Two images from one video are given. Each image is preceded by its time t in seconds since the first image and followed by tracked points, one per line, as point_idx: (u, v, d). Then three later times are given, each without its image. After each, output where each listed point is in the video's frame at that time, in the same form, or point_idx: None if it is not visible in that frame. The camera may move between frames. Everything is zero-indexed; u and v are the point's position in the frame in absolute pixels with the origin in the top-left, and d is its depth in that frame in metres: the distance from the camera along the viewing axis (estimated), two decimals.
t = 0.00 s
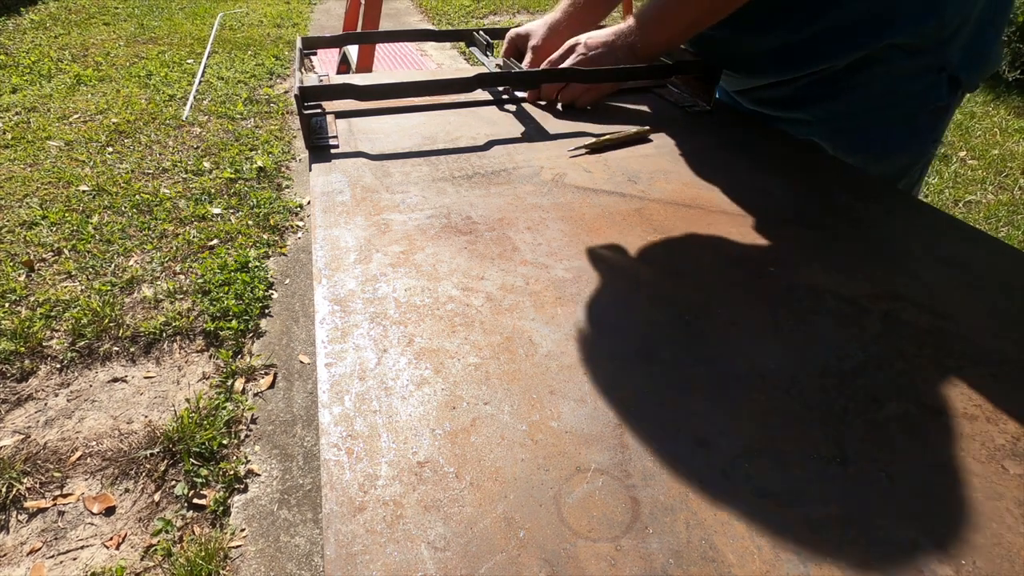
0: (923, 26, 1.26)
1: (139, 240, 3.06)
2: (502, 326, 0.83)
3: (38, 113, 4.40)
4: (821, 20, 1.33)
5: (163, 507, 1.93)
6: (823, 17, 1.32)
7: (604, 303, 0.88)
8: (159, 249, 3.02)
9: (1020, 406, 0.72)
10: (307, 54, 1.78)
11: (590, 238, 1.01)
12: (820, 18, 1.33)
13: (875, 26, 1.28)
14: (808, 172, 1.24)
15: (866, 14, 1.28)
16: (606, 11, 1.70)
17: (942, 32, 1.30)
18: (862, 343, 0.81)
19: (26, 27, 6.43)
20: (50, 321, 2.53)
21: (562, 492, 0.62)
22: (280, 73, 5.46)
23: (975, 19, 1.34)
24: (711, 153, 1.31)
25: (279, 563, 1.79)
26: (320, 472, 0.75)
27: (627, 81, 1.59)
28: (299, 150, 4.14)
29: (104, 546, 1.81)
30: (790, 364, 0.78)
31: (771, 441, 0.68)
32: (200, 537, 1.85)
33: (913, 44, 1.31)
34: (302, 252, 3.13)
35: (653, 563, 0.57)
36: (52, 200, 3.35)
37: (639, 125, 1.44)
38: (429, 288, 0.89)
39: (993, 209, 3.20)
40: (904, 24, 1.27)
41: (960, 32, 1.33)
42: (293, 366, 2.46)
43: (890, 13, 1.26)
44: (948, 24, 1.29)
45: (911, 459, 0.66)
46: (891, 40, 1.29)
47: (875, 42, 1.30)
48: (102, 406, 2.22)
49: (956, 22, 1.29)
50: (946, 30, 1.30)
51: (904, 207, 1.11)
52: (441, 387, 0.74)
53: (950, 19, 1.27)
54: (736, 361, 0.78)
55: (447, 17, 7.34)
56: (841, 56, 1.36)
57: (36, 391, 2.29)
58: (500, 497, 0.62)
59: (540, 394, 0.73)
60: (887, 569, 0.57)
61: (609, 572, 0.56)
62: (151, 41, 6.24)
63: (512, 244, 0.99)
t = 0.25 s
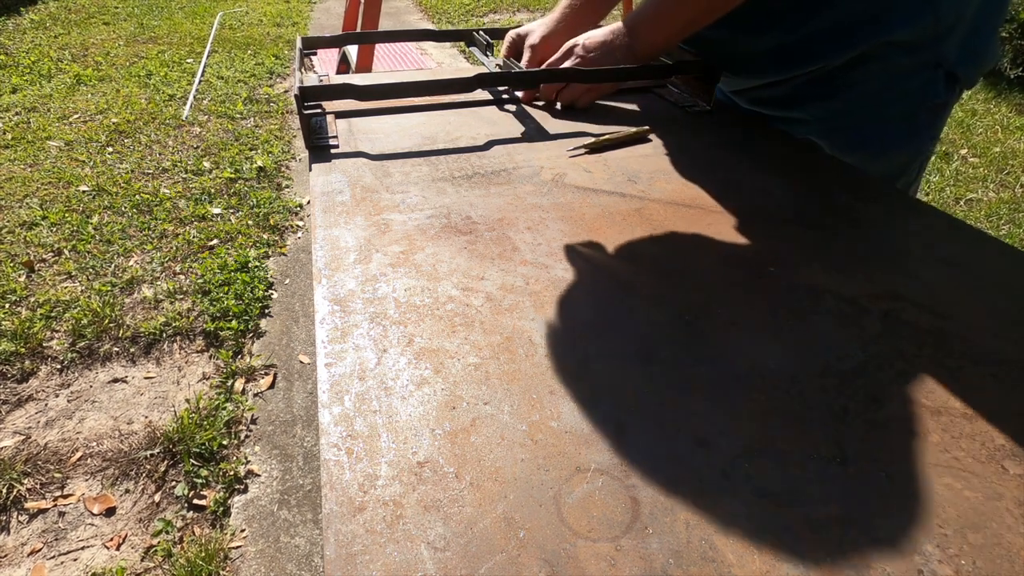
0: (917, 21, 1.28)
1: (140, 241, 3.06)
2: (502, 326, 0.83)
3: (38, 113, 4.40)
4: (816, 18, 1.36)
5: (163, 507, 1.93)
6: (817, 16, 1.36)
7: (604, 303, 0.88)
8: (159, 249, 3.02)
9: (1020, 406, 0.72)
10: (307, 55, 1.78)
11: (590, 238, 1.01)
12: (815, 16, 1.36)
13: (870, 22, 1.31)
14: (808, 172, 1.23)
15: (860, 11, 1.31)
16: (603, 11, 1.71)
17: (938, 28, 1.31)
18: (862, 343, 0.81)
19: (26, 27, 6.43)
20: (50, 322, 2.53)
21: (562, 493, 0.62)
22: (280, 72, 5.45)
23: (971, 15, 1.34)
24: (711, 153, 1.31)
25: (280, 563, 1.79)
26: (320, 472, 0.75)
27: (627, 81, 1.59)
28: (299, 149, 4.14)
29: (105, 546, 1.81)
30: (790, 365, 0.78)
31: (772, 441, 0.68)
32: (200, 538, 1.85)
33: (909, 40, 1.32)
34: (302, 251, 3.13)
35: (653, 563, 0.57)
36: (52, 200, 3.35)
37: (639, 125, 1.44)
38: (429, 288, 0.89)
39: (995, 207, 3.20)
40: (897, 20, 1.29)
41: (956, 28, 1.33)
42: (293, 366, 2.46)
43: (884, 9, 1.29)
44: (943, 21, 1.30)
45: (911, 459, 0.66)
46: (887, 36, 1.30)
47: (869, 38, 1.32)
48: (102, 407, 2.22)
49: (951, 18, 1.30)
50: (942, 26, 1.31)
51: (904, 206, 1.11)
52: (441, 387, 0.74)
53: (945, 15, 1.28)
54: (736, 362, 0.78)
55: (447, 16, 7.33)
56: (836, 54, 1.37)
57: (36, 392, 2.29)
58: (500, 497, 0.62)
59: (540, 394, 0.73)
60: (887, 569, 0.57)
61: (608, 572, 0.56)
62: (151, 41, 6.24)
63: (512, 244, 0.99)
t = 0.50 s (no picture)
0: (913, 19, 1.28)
1: (140, 241, 3.06)
2: (502, 326, 0.83)
3: (39, 114, 4.40)
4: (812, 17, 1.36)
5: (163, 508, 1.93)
6: (813, 14, 1.36)
7: (604, 303, 0.88)
8: (159, 249, 3.02)
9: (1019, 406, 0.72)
10: (307, 55, 1.78)
11: (590, 238, 1.01)
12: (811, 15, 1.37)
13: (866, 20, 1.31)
14: (808, 173, 1.24)
15: (857, 9, 1.31)
16: (599, 12, 1.71)
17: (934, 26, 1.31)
18: (862, 343, 0.81)
19: (26, 27, 6.43)
20: (50, 323, 2.53)
21: (562, 493, 0.62)
22: (280, 72, 5.45)
23: (967, 13, 1.35)
24: (710, 153, 1.31)
25: (280, 564, 1.79)
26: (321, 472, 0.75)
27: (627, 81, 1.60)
28: (299, 148, 4.14)
29: (105, 548, 1.80)
30: (791, 364, 0.78)
31: (772, 441, 0.68)
32: (200, 539, 1.85)
33: (906, 39, 1.32)
34: (303, 251, 3.13)
35: (653, 563, 0.57)
36: (53, 201, 3.35)
37: (639, 125, 1.44)
38: (429, 288, 0.89)
39: (996, 204, 3.20)
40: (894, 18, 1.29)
41: (951, 27, 1.35)
42: (293, 366, 2.46)
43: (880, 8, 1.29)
44: (939, 19, 1.31)
45: (912, 459, 0.66)
46: (884, 34, 1.31)
47: (866, 36, 1.32)
48: (102, 408, 2.22)
49: (947, 16, 1.31)
50: (937, 24, 1.32)
51: (902, 206, 1.11)
52: (441, 387, 0.74)
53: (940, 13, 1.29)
54: (736, 361, 0.78)
55: (448, 14, 7.33)
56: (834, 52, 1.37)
57: (37, 392, 2.29)
58: (499, 497, 0.62)
59: (539, 394, 0.73)
60: (887, 570, 0.57)
61: (608, 572, 0.56)
62: (150, 41, 6.23)
63: (512, 244, 0.99)
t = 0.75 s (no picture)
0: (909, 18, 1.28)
1: (140, 241, 3.06)
2: (502, 326, 0.83)
3: (39, 113, 4.41)
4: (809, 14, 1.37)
5: (163, 508, 1.93)
6: (810, 12, 1.37)
7: (604, 302, 0.88)
8: (159, 249, 3.02)
9: (1019, 406, 0.72)
10: (308, 55, 1.78)
11: (590, 238, 1.01)
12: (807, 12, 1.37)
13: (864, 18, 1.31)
14: (808, 172, 1.23)
15: (854, 8, 1.31)
16: (597, 10, 1.71)
17: (931, 24, 1.31)
18: (862, 343, 0.81)
19: (26, 27, 6.43)
20: (51, 322, 2.53)
21: (562, 492, 0.62)
22: (280, 72, 5.45)
23: (963, 12, 1.35)
24: (710, 152, 1.31)
25: (280, 563, 1.79)
26: (321, 472, 0.75)
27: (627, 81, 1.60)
28: (299, 148, 4.14)
29: (105, 547, 1.81)
30: (791, 364, 0.78)
31: (772, 441, 0.68)
32: (200, 538, 1.85)
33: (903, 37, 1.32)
34: (303, 251, 3.13)
35: (653, 563, 0.57)
36: (53, 200, 3.35)
37: (639, 125, 1.44)
38: (429, 288, 0.89)
39: (996, 203, 3.20)
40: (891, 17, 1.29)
41: (948, 25, 1.34)
42: (293, 366, 2.46)
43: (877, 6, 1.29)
44: (935, 17, 1.31)
45: (912, 459, 0.66)
46: (882, 32, 1.30)
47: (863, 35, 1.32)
48: (103, 407, 2.22)
49: (944, 15, 1.31)
50: (934, 22, 1.31)
51: (902, 206, 1.11)
52: (442, 387, 0.74)
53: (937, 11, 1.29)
54: (736, 361, 0.78)
55: (448, 13, 7.33)
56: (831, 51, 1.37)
57: (37, 392, 2.29)
58: (500, 497, 0.62)
59: (540, 393, 0.73)
60: (887, 569, 0.56)
61: (608, 572, 0.56)
62: (150, 40, 6.23)
63: (512, 244, 0.99)
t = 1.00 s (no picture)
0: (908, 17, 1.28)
1: (140, 241, 3.06)
2: (502, 326, 0.83)
3: (39, 113, 4.41)
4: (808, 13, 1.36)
5: (163, 508, 1.93)
6: (808, 11, 1.37)
7: (604, 302, 0.88)
8: (159, 249, 3.02)
9: (1019, 406, 0.72)
10: (308, 55, 1.78)
11: (590, 238, 1.01)
12: (806, 11, 1.37)
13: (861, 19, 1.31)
14: (808, 172, 1.23)
15: (853, 7, 1.31)
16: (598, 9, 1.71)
17: (929, 24, 1.31)
18: (862, 343, 0.81)
19: (26, 27, 6.43)
20: (51, 323, 2.53)
21: (562, 493, 0.62)
22: (280, 72, 5.45)
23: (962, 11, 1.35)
24: (710, 152, 1.31)
25: (280, 564, 1.79)
26: (321, 472, 0.75)
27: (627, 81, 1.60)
28: (299, 148, 4.14)
29: (106, 547, 1.81)
30: (791, 364, 0.78)
31: (772, 441, 0.68)
32: (200, 538, 1.85)
33: (902, 37, 1.32)
34: (303, 251, 3.13)
35: (653, 563, 0.57)
36: (53, 201, 3.35)
37: (639, 125, 1.44)
38: (429, 288, 0.89)
39: (997, 203, 3.20)
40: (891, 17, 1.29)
41: (947, 24, 1.34)
42: (293, 366, 2.46)
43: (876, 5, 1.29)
44: (934, 16, 1.31)
45: (912, 459, 0.66)
46: (880, 32, 1.30)
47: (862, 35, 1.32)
48: (103, 407, 2.22)
49: (942, 14, 1.31)
50: (933, 21, 1.31)
51: (900, 206, 1.11)
52: (441, 387, 0.74)
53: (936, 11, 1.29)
54: (736, 361, 0.78)
55: (448, 13, 7.33)
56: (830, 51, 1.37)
57: (37, 393, 2.29)
58: (500, 497, 0.62)
59: (540, 393, 0.73)
60: (887, 570, 0.56)
61: (609, 572, 0.56)
62: (150, 40, 6.23)
63: (512, 244, 0.99)
